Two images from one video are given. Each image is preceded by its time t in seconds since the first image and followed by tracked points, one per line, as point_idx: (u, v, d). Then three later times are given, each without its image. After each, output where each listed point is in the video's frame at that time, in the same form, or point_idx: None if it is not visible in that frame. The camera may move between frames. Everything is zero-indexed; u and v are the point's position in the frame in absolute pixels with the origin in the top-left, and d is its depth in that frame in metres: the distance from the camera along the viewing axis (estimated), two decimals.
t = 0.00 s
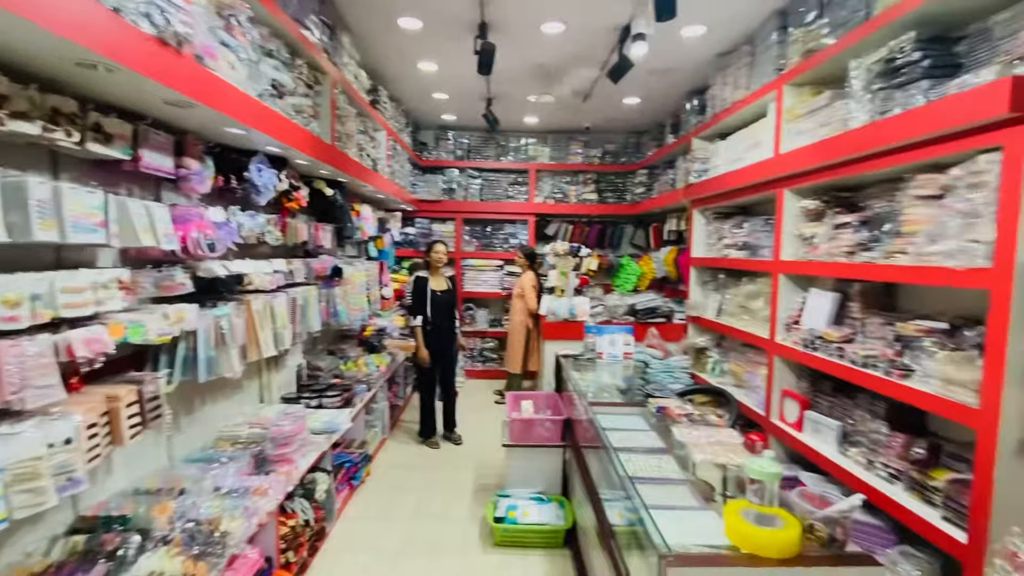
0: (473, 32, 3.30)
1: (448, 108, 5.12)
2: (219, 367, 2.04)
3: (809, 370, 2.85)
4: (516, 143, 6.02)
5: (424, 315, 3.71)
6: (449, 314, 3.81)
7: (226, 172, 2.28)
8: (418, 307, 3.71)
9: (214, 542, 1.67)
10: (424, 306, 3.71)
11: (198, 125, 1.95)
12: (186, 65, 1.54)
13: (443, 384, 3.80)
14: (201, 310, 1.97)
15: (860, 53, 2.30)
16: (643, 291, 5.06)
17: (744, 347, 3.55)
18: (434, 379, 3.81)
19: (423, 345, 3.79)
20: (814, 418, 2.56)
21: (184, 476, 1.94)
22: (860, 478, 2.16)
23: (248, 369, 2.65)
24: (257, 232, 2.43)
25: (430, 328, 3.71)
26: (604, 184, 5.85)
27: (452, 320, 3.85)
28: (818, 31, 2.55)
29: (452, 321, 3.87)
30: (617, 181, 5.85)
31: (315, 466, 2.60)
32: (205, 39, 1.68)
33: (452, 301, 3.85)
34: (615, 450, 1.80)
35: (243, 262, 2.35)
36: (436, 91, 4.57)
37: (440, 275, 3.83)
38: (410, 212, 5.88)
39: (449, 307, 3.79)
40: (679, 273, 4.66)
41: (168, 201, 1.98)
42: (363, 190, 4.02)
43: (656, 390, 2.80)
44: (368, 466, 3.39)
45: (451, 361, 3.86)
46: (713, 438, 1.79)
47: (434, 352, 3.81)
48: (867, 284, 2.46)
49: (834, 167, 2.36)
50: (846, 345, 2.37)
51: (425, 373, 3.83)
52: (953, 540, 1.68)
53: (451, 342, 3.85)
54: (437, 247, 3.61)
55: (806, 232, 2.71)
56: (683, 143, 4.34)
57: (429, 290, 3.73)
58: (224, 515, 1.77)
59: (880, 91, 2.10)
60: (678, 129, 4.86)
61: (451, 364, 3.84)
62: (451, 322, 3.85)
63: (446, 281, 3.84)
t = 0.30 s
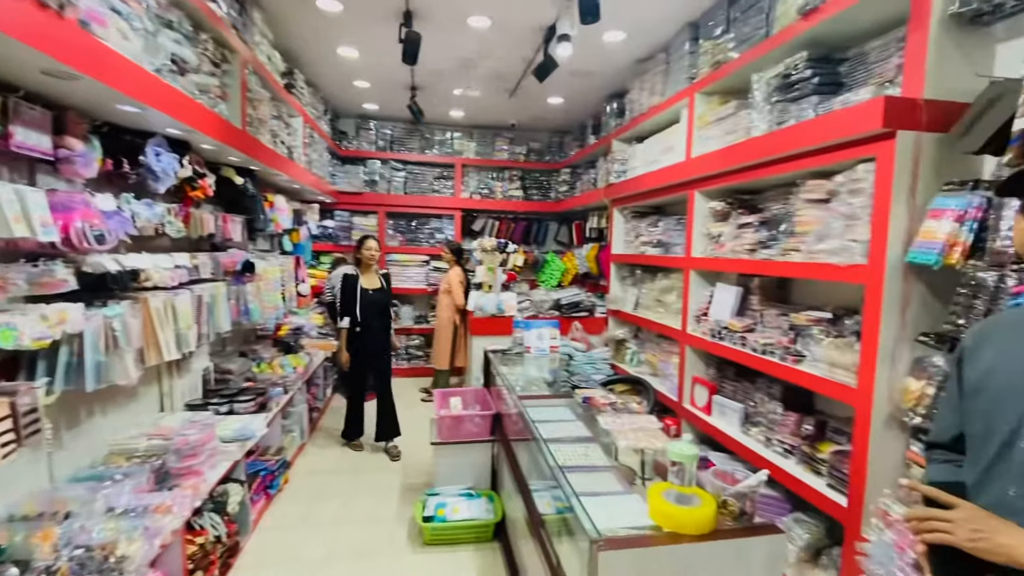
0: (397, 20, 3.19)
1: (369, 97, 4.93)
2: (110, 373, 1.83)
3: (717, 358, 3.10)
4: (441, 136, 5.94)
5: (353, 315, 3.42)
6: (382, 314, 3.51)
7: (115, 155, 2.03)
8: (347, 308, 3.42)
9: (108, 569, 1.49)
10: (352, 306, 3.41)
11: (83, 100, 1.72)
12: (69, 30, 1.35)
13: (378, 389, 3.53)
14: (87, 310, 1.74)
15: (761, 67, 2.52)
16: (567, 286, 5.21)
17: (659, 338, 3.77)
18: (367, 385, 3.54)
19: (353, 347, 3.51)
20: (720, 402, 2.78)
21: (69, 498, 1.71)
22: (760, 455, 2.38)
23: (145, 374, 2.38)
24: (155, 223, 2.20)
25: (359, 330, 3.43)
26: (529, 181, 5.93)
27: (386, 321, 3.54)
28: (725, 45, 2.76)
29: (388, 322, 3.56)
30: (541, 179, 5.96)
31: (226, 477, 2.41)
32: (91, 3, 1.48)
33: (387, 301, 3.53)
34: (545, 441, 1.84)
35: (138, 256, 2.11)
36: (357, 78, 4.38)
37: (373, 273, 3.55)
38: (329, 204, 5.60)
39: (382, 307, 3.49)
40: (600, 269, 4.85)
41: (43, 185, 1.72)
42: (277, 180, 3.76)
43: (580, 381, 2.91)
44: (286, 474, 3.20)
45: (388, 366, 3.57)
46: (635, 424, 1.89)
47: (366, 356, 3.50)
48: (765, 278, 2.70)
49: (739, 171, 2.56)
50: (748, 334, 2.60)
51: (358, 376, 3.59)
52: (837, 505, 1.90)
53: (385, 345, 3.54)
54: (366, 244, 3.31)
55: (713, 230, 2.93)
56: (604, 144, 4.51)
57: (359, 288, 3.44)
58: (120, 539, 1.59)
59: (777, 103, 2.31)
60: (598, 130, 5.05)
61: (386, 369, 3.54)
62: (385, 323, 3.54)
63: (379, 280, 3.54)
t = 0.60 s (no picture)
0: (329, 4, 3.06)
1: (298, 83, 4.68)
2: None
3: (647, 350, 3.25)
4: (376, 127, 5.76)
5: (294, 313, 3.17)
6: (327, 313, 3.26)
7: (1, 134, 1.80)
8: (287, 305, 3.16)
9: None
10: (292, 303, 3.16)
11: None
12: None
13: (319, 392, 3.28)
14: None
15: (687, 73, 2.65)
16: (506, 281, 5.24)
17: (594, 331, 3.90)
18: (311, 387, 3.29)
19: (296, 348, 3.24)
20: (651, 391, 2.92)
21: None
22: (686, 439, 2.53)
23: (40, 381, 2.15)
24: (51, 212, 1.97)
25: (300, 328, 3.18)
26: (467, 176, 5.90)
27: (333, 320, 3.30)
28: (655, 50, 2.88)
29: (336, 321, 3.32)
30: (479, 174, 5.95)
31: (139, 490, 2.22)
32: None
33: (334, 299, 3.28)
34: (484, 436, 1.85)
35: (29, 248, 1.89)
36: (285, 62, 4.15)
37: (317, 270, 3.28)
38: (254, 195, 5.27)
39: (326, 304, 3.24)
40: (538, 264, 4.92)
41: None
42: (195, 167, 3.49)
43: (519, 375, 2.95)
44: (209, 482, 3.00)
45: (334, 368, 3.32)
46: (571, 415, 1.94)
47: (311, 357, 3.24)
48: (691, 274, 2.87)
49: (667, 172, 2.69)
50: (676, 326, 2.74)
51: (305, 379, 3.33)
52: (753, 483, 2.06)
53: (331, 347, 3.29)
54: (310, 240, 3.05)
55: (644, 228, 3.06)
56: (541, 141, 4.56)
57: (300, 285, 3.19)
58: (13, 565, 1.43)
59: (703, 108, 2.45)
60: (536, 127, 5.11)
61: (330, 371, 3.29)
62: (331, 323, 3.29)
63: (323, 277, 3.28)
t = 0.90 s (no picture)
0: None
1: (237, 69, 4.44)
2: None
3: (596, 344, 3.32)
4: (322, 118, 5.57)
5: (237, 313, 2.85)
6: (276, 313, 2.96)
7: None
8: (229, 305, 2.86)
9: None
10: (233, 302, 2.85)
11: None
12: None
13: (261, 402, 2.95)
14: None
15: (633, 74, 2.72)
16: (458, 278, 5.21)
17: (545, 327, 3.95)
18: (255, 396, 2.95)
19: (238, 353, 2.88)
20: (599, 384, 3.00)
21: None
22: (631, 430, 2.62)
23: None
24: None
25: (244, 329, 2.87)
26: (418, 170, 5.81)
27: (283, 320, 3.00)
28: (603, 51, 2.94)
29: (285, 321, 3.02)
30: (431, 169, 5.87)
31: (58, 503, 2.06)
32: None
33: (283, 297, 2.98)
34: (432, 435, 1.83)
35: None
36: (222, 46, 3.93)
37: (265, 267, 2.96)
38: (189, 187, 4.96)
39: (275, 304, 2.94)
40: (490, 261, 4.92)
41: None
42: (120, 156, 3.25)
43: (471, 373, 2.92)
44: (139, 492, 2.82)
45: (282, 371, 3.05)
46: (520, 411, 1.96)
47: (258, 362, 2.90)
48: (637, 270, 2.95)
49: (613, 171, 2.76)
50: (622, 321, 2.82)
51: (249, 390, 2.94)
52: (693, 470, 2.16)
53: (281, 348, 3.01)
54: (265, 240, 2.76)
55: (592, 225, 3.12)
56: (493, 137, 4.56)
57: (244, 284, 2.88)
58: None
59: (647, 110, 2.53)
60: (488, 123, 5.09)
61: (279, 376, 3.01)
62: (280, 323, 3.00)
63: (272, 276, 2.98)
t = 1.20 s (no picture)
0: None
1: (195, 56, 4.26)
2: None
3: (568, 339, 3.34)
4: (288, 109, 5.41)
5: (193, 318, 2.61)
6: (239, 319, 2.71)
7: None
8: (185, 308, 2.60)
9: None
10: (190, 305, 2.60)
11: None
12: None
13: (223, 418, 2.70)
14: None
15: (603, 70, 2.73)
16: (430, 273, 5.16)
17: (518, 322, 3.95)
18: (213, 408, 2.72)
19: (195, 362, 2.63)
20: (571, 378, 3.02)
21: None
22: (602, 423, 2.65)
23: None
24: None
25: (202, 335, 2.63)
26: (389, 164, 5.71)
27: (246, 327, 2.76)
28: (573, 46, 2.95)
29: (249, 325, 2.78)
30: (401, 162, 5.78)
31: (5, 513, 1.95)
32: None
33: (247, 302, 2.73)
34: (402, 432, 1.81)
35: None
36: (179, 32, 3.76)
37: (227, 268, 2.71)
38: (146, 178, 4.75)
39: (237, 308, 2.69)
40: (462, 256, 4.89)
41: None
42: (69, 145, 3.08)
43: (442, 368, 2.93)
44: (95, 498, 2.70)
45: (244, 377, 2.85)
46: (491, 407, 1.95)
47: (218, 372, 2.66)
48: (607, 265, 2.98)
49: (583, 167, 2.77)
50: (593, 316, 2.85)
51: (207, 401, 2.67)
52: (662, 461, 2.20)
53: (243, 356, 2.78)
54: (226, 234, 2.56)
55: (563, 220, 3.13)
56: (465, 131, 4.52)
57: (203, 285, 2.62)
58: None
59: (616, 106, 2.54)
60: (459, 117, 5.04)
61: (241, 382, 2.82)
62: (243, 330, 2.75)
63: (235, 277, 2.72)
